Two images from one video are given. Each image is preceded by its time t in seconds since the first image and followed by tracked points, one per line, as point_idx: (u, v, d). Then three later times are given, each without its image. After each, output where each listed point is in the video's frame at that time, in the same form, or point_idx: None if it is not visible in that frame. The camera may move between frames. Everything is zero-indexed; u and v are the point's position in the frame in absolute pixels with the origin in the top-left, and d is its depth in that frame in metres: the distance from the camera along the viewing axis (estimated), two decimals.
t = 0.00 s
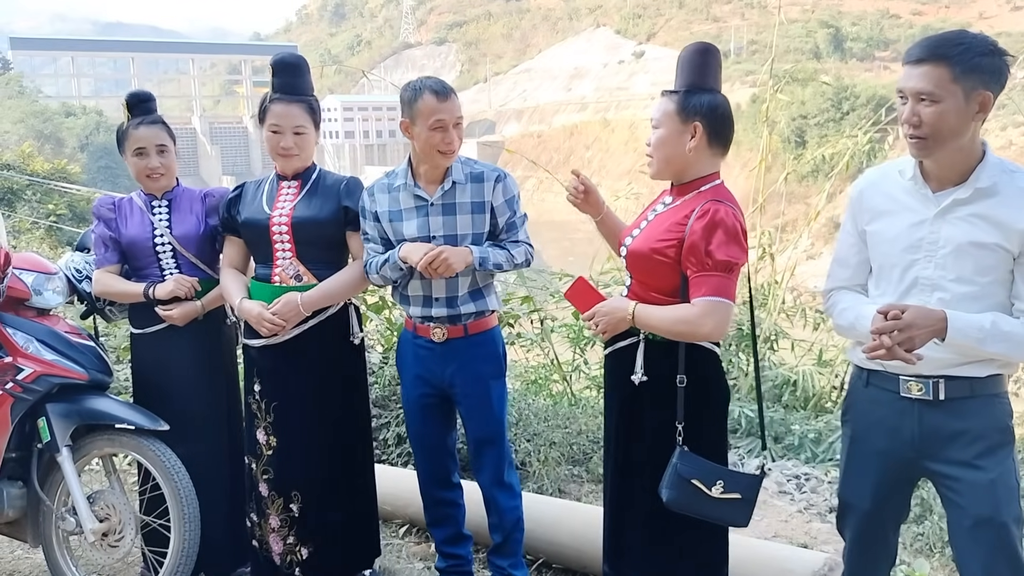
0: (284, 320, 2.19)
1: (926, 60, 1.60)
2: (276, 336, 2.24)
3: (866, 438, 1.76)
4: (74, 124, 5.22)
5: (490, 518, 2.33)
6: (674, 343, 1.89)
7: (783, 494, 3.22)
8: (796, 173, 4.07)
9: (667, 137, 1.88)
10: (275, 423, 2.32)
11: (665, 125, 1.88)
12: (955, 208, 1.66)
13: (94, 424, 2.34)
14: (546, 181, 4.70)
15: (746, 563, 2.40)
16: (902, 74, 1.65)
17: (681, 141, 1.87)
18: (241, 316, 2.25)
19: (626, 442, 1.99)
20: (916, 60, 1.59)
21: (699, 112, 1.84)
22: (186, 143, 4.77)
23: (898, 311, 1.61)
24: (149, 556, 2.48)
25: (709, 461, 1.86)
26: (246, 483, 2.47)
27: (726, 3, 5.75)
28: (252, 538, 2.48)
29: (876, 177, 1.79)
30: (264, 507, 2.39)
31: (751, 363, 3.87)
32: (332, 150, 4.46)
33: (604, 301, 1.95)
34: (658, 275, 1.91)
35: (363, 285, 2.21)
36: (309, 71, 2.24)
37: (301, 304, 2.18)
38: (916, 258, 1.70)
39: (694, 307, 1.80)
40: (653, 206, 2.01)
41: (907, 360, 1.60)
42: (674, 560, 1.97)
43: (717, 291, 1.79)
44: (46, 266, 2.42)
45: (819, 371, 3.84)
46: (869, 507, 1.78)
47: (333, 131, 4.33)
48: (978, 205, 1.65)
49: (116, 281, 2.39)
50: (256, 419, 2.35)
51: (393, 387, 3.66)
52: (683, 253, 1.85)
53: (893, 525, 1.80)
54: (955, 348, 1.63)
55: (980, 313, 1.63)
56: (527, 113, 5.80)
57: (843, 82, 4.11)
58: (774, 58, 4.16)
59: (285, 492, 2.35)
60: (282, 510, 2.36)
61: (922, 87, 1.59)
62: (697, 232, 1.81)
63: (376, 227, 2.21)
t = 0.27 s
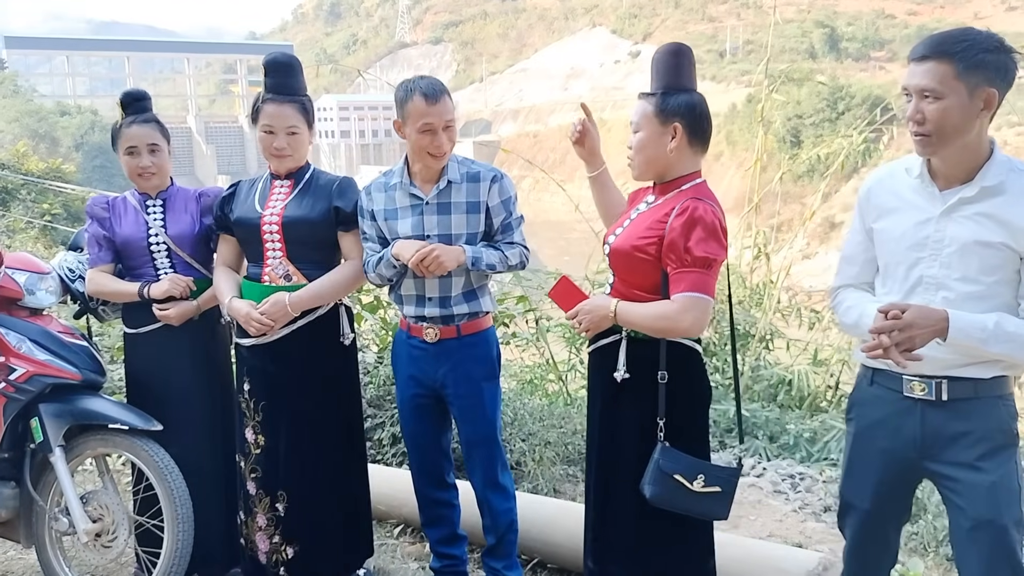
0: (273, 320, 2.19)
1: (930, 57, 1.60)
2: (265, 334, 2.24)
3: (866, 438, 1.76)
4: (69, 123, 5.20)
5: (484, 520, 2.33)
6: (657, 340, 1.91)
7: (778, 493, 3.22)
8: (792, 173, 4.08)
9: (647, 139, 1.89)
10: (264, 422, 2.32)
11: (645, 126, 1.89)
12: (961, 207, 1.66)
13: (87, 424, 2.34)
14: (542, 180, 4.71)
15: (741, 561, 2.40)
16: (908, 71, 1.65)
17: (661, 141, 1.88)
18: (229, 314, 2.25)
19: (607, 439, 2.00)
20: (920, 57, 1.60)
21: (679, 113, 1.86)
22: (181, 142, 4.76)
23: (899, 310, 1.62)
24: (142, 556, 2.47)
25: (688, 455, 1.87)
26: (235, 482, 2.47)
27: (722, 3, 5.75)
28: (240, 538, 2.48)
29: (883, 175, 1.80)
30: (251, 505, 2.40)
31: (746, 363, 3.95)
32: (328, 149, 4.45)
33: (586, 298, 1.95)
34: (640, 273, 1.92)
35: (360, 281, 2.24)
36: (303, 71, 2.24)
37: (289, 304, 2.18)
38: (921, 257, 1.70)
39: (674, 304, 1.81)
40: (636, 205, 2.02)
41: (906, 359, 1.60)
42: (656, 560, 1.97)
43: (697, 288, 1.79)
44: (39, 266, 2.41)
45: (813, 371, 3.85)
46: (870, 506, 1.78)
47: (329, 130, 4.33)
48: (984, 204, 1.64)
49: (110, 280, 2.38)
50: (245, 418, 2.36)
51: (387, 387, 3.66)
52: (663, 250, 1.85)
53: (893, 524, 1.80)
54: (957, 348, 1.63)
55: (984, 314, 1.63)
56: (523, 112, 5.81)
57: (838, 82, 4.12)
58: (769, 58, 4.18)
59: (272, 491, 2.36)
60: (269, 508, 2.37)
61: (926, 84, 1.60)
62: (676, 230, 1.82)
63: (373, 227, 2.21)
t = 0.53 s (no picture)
0: (269, 321, 2.19)
1: (942, 53, 1.60)
2: (261, 337, 2.24)
3: (873, 436, 1.78)
4: (61, 123, 5.20)
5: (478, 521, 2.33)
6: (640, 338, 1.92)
7: (771, 493, 3.23)
8: (785, 173, 4.10)
9: (633, 142, 1.89)
10: (259, 424, 2.32)
11: (631, 129, 1.88)
12: (971, 204, 1.67)
13: (78, 425, 2.34)
14: (535, 180, 4.71)
15: (733, 559, 2.41)
16: (919, 67, 1.65)
17: (647, 142, 1.89)
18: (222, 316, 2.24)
19: (592, 437, 2.00)
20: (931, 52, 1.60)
21: (663, 114, 1.88)
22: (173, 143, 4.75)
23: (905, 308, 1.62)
24: (134, 557, 2.47)
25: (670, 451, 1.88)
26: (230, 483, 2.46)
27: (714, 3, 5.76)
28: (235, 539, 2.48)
29: (892, 172, 1.80)
30: (247, 507, 2.39)
31: (739, 362, 3.96)
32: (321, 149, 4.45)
33: (570, 299, 1.95)
34: (623, 271, 1.92)
35: (356, 280, 2.26)
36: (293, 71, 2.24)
37: (286, 304, 2.18)
38: (930, 254, 1.70)
39: (660, 300, 1.81)
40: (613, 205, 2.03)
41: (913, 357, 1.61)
42: (644, 559, 1.98)
43: (683, 284, 1.81)
44: (30, 266, 2.40)
45: (806, 370, 3.86)
46: (873, 506, 1.79)
47: (322, 130, 4.33)
48: (994, 201, 1.65)
49: (102, 281, 2.38)
50: (239, 420, 2.35)
51: (380, 387, 3.66)
52: (648, 248, 1.86)
53: (899, 523, 1.81)
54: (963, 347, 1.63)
55: (991, 312, 1.63)
56: (517, 112, 5.82)
57: (831, 82, 4.15)
58: (762, 58, 4.19)
59: (268, 491, 2.35)
60: (266, 509, 2.36)
61: (937, 80, 1.60)
62: (662, 227, 1.83)
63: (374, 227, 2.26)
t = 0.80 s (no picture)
0: (266, 321, 2.18)
1: (948, 52, 1.60)
2: (258, 338, 2.23)
3: (880, 437, 1.78)
4: (54, 123, 5.21)
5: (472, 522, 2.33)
6: (631, 335, 1.93)
7: (765, 492, 3.24)
8: (779, 173, 4.12)
9: (621, 143, 1.89)
10: (258, 425, 2.31)
11: (619, 131, 1.89)
12: (977, 203, 1.67)
13: (70, 425, 2.33)
14: (529, 181, 4.72)
15: (728, 558, 2.42)
16: (925, 67, 1.65)
17: (634, 142, 1.90)
18: (216, 318, 2.23)
19: (586, 434, 2.01)
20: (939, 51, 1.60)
21: (649, 114, 1.90)
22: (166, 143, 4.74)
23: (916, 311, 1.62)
24: (126, 558, 2.46)
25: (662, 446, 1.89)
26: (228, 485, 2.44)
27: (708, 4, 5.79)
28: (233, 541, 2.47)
29: (895, 169, 1.80)
30: (247, 509, 2.38)
31: (733, 362, 3.94)
32: (315, 149, 4.44)
33: (558, 300, 1.94)
34: (612, 269, 1.92)
35: (347, 279, 2.26)
36: (280, 70, 2.24)
37: (283, 304, 2.18)
38: (935, 255, 1.70)
39: (656, 297, 1.81)
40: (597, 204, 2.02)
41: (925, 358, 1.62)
42: (639, 557, 1.98)
43: (678, 278, 1.82)
44: (22, 266, 2.39)
45: (800, 370, 3.86)
46: (879, 506, 1.79)
47: (315, 130, 4.32)
48: (1000, 201, 1.65)
49: (93, 280, 2.37)
50: (236, 421, 2.34)
51: (374, 387, 3.66)
52: (639, 245, 1.86)
53: (906, 523, 1.80)
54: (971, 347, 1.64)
55: (998, 312, 1.63)
56: (510, 112, 5.82)
57: (824, 83, 4.14)
58: (756, 58, 4.20)
59: (271, 492, 2.34)
60: (269, 510, 2.35)
61: (943, 80, 1.60)
62: (653, 223, 1.83)
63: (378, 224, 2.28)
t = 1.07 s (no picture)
0: (262, 322, 2.18)
1: (941, 54, 1.60)
2: (254, 338, 2.23)
3: (874, 437, 1.78)
4: (52, 123, 5.21)
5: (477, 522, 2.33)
6: (630, 334, 1.93)
7: (764, 492, 3.24)
8: (778, 172, 4.12)
9: (613, 144, 1.90)
10: (255, 426, 2.30)
11: (612, 132, 1.90)
12: (971, 205, 1.67)
13: (68, 426, 2.32)
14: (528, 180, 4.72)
15: (728, 558, 2.41)
16: (918, 69, 1.65)
17: (626, 142, 1.91)
18: (212, 318, 2.22)
19: (583, 432, 2.00)
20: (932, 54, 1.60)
21: (642, 114, 1.91)
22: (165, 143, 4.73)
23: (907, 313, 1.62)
24: (125, 559, 2.46)
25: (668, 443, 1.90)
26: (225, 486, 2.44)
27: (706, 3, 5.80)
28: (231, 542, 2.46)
29: (890, 171, 1.80)
30: (245, 510, 2.37)
31: (732, 361, 3.92)
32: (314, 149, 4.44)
33: (553, 302, 1.94)
34: (607, 268, 1.92)
35: (343, 278, 2.24)
36: (275, 70, 2.24)
37: (279, 304, 2.18)
38: (929, 256, 1.70)
39: (655, 294, 1.82)
40: (588, 205, 2.02)
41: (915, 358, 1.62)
42: (639, 557, 1.98)
43: (678, 273, 1.83)
44: (19, 266, 2.39)
45: (799, 370, 3.85)
46: (875, 505, 1.79)
47: (314, 130, 4.31)
48: (993, 203, 1.65)
49: (91, 280, 2.37)
50: (233, 423, 2.33)
51: (373, 388, 3.65)
52: (635, 243, 1.86)
53: (901, 523, 1.80)
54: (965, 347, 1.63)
55: (991, 313, 1.63)
56: (509, 112, 5.83)
57: (823, 82, 4.15)
58: (754, 58, 4.20)
59: (269, 493, 2.34)
60: (267, 512, 2.35)
61: (936, 82, 1.60)
62: (649, 220, 1.83)
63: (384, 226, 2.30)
